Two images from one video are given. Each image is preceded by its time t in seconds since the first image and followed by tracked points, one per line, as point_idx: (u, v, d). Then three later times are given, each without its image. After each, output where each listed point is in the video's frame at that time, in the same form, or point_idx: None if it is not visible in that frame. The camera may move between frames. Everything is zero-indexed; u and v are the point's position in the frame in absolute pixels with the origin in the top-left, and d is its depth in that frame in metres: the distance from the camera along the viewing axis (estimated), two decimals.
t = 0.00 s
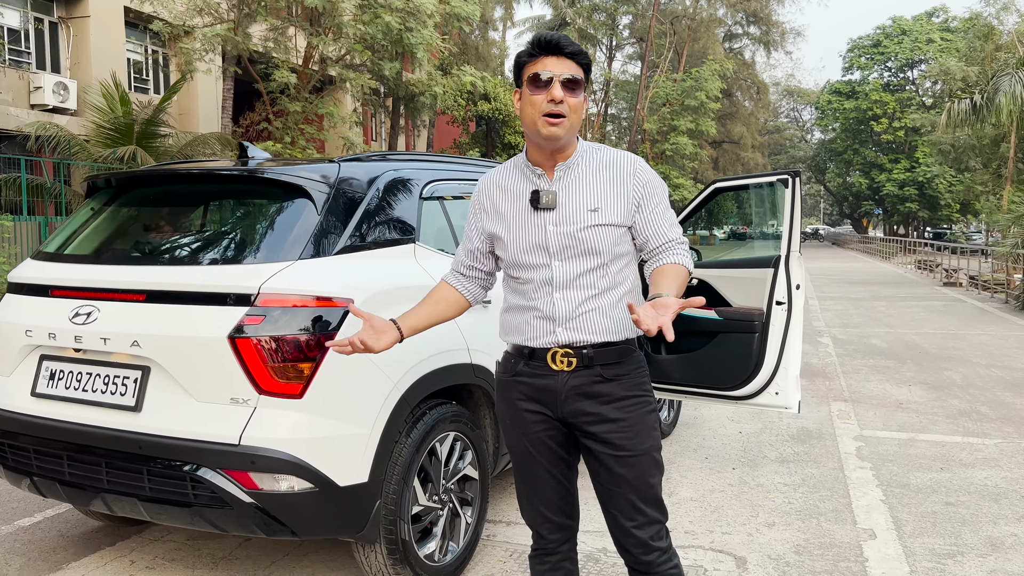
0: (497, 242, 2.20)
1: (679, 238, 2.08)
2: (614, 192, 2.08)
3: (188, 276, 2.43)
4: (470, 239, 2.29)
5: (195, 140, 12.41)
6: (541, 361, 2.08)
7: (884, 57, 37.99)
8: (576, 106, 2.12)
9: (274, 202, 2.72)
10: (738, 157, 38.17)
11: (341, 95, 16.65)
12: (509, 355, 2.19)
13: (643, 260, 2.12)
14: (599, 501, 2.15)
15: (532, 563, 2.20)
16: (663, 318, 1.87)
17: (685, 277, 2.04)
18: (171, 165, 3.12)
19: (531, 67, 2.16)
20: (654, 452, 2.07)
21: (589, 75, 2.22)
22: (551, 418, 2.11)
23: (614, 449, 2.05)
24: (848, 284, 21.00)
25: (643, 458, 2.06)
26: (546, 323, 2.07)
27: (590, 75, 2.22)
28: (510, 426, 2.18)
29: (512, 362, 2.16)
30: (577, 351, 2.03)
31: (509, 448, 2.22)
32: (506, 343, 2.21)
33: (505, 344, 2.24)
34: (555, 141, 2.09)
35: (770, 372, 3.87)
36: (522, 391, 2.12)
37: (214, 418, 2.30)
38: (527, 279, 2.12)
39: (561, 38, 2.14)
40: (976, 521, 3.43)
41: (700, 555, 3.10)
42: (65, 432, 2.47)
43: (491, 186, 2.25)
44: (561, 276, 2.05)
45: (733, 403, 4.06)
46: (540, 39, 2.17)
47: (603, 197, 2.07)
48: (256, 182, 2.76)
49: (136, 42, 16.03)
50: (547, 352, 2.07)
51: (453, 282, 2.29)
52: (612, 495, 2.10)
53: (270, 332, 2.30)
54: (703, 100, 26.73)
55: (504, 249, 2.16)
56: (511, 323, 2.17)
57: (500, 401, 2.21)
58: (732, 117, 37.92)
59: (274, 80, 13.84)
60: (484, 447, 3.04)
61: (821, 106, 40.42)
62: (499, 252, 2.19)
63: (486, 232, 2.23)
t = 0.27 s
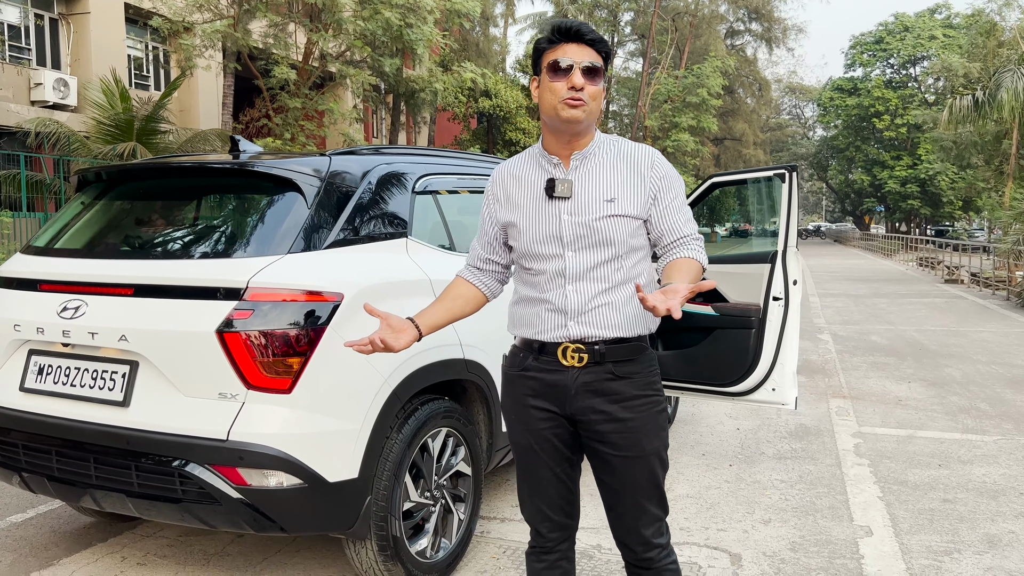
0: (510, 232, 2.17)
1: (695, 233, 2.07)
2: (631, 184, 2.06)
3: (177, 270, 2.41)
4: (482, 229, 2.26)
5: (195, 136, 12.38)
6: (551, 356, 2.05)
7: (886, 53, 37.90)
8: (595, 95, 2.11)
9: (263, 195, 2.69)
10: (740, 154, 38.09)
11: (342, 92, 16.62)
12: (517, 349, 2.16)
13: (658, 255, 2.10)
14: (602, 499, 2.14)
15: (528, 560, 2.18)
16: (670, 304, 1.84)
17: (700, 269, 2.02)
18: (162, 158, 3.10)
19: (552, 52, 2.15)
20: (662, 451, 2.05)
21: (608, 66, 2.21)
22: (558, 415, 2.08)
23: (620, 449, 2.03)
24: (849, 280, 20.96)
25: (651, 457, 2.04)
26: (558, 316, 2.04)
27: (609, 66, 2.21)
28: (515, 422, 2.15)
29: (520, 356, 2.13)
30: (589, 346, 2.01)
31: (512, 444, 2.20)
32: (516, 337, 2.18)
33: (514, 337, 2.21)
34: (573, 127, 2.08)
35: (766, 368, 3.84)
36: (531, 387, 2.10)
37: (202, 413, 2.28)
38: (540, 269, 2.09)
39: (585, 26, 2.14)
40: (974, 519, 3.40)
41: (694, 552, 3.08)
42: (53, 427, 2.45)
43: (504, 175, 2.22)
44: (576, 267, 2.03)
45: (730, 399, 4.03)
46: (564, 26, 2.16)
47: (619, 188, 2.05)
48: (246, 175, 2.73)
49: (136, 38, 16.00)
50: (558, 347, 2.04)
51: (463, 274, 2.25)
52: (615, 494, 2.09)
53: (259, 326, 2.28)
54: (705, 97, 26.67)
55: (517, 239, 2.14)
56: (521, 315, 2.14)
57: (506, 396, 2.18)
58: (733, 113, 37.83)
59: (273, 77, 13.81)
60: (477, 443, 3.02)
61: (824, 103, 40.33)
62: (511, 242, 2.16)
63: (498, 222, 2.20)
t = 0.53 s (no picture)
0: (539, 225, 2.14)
1: (727, 237, 2.08)
2: (667, 184, 2.06)
3: (171, 268, 2.40)
4: (508, 222, 2.23)
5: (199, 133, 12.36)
6: (579, 356, 2.04)
7: (893, 50, 37.71)
8: (635, 93, 2.11)
9: (258, 192, 2.68)
10: (745, 152, 37.97)
11: (345, 89, 16.61)
12: (540, 348, 2.14)
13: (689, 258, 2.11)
14: (618, 500, 2.14)
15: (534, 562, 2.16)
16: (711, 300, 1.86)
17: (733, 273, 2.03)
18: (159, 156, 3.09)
19: (596, 47, 2.15)
20: (682, 454, 2.06)
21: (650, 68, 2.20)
22: (581, 416, 2.07)
23: (642, 449, 2.03)
24: (854, 278, 20.87)
25: (672, 460, 2.04)
26: (587, 314, 2.03)
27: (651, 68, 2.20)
28: (535, 423, 2.12)
29: (546, 355, 2.11)
30: (617, 346, 2.00)
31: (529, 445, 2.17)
32: (539, 334, 2.16)
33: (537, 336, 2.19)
34: (611, 124, 2.08)
35: (766, 367, 3.82)
36: (556, 387, 2.07)
37: (195, 411, 2.27)
38: (571, 264, 2.07)
39: (628, 22, 2.14)
40: (975, 519, 3.37)
41: (692, 551, 3.07)
42: (47, 425, 2.44)
43: (534, 168, 2.20)
44: (607, 265, 2.03)
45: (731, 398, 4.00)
46: (608, 20, 2.16)
47: (655, 188, 2.05)
48: (242, 172, 2.72)
49: (141, 36, 16.01)
50: (584, 346, 2.03)
51: (487, 267, 2.22)
52: (633, 496, 2.09)
53: (253, 324, 2.27)
54: (710, 94, 26.59)
55: (547, 234, 2.11)
56: (547, 311, 2.12)
57: (528, 396, 2.15)
58: (739, 111, 37.71)
59: (277, 74, 13.80)
60: (474, 442, 3.01)
61: (829, 100, 40.18)
62: (540, 236, 2.14)
63: (527, 215, 2.17)
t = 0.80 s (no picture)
0: (572, 225, 2.12)
1: (757, 246, 2.11)
2: (702, 191, 2.07)
3: (172, 267, 2.42)
4: (538, 221, 2.20)
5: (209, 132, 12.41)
6: (606, 356, 2.02)
7: (904, 48, 37.46)
8: (675, 98, 2.10)
9: (259, 193, 2.70)
10: (756, 150, 37.80)
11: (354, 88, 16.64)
12: (566, 348, 2.12)
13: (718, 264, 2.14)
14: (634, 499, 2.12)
15: (539, 563, 2.10)
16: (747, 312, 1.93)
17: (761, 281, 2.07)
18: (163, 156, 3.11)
19: (637, 50, 2.14)
20: (702, 455, 2.04)
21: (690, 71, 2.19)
22: (605, 416, 2.04)
23: (665, 448, 2.01)
24: (864, 277, 20.75)
25: (693, 460, 2.03)
26: (617, 316, 2.02)
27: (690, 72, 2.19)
28: (556, 422, 2.08)
29: (571, 356, 2.09)
30: (645, 346, 2.00)
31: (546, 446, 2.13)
32: (565, 335, 2.14)
33: (561, 338, 2.18)
34: (647, 129, 2.08)
35: (768, 366, 3.84)
36: (580, 385, 2.05)
37: (195, 410, 2.29)
38: (604, 266, 2.06)
39: (672, 26, 2.12)
40: (977, 519, 3.36)
41: (692, 550, 3.08)
42: (51, 423, 2.48)
43: (567, 167, 2.18)
44: (640, 268, 2.03)
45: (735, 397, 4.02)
46: (652, 22, 2.14)
47: (690, 194, 2.06)
48: (244, 173, 2.74)
49: (152, 35, 16.11)
50: (612, 346, 2.02)
51: (515, 267, 2.20)
52: (653, 494, 2.07)
53: (253, 323, 2.29)
54: (719, 92, 26.53)
55: (580, 234, 2.10)
56: (575, 311, 2.11)
57: (551, 396, 2.12)
58: (749, 109, 37.58)
59: (285, 73, 13.84)
60: (474, 441, 3.03)
61: (840, 98, 39.94)
62: (572, 236, 2.12)
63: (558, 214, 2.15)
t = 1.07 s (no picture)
0: (592, 218, 2.06)
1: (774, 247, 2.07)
2: (724, 191, 2.02)
3: (179, 264, 2.48)
4: (557, 211, 2.13)
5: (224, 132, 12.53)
6: (619, 348, 1.96)
7: (922, 46, 37.12)
8: (695, 105, 2.03)
9: (267, 191, 2.75)
10: (771, 149, 37.61)
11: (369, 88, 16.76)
12: (577, 341, 2.05)
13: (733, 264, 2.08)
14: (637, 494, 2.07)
15: (540, 555, 2.05)
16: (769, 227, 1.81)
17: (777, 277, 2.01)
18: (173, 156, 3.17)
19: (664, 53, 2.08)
20: (709, 451, 1.99)
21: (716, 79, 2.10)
22: (615, 408, 1.99)
23: (672, 442, 1.96)
24: (879, 277, 20.62)
25: (699, 456, 1.97)
26: (634, 310, 1.96)
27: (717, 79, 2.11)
28: (564, 412, 2.03)
29: (583, 348, 2.03)
30: (659, 341, 1.94)
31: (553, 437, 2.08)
32: (577, 327, 2.08)
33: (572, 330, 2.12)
34: (665, 135, 2.00)
35: (772, 365, 3.86)
36: (591, 377, 1.99)
37: (201, 404, 2.35)
38: (623, 260, 2.00)
39: (701, 31, 2.04)
40: (979, 518, 3.37)
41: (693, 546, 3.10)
42: (63, 416, 2.54)
43: (588, 159, 2.11)
44: (659, 264, 1.97)
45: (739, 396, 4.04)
46: (682, 25, 2.07)
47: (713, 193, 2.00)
48: (251, 173, 2.79)
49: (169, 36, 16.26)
50: (627, 340, 1.95)
51: (531, 260, 2.13)
52: (658, 490, 2.02)
53: (259, 320, 2.35)
54: (733, 90, 26.44)
55: (601, 227, 2.03)
56: (590, 304, 2.05)
57: (560, 386, 2.07)
58: (764, 107, 37.41)
59: (300, 73, 13.94)
60: (477, 437, 3.07)
61: (857, 96, 39.65)
62: (592, 229, 2.05)
63: (579, 206, 2.08)
